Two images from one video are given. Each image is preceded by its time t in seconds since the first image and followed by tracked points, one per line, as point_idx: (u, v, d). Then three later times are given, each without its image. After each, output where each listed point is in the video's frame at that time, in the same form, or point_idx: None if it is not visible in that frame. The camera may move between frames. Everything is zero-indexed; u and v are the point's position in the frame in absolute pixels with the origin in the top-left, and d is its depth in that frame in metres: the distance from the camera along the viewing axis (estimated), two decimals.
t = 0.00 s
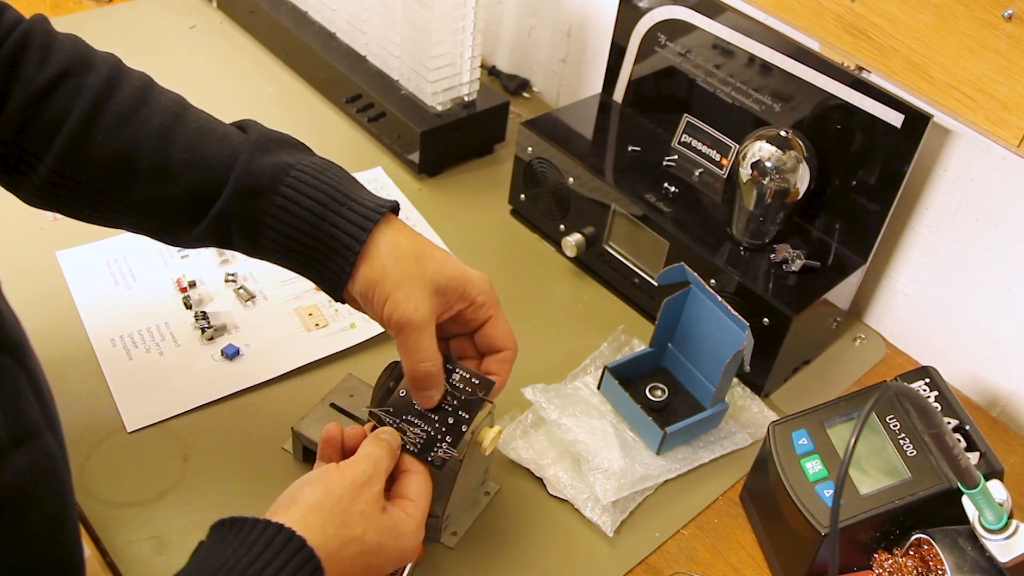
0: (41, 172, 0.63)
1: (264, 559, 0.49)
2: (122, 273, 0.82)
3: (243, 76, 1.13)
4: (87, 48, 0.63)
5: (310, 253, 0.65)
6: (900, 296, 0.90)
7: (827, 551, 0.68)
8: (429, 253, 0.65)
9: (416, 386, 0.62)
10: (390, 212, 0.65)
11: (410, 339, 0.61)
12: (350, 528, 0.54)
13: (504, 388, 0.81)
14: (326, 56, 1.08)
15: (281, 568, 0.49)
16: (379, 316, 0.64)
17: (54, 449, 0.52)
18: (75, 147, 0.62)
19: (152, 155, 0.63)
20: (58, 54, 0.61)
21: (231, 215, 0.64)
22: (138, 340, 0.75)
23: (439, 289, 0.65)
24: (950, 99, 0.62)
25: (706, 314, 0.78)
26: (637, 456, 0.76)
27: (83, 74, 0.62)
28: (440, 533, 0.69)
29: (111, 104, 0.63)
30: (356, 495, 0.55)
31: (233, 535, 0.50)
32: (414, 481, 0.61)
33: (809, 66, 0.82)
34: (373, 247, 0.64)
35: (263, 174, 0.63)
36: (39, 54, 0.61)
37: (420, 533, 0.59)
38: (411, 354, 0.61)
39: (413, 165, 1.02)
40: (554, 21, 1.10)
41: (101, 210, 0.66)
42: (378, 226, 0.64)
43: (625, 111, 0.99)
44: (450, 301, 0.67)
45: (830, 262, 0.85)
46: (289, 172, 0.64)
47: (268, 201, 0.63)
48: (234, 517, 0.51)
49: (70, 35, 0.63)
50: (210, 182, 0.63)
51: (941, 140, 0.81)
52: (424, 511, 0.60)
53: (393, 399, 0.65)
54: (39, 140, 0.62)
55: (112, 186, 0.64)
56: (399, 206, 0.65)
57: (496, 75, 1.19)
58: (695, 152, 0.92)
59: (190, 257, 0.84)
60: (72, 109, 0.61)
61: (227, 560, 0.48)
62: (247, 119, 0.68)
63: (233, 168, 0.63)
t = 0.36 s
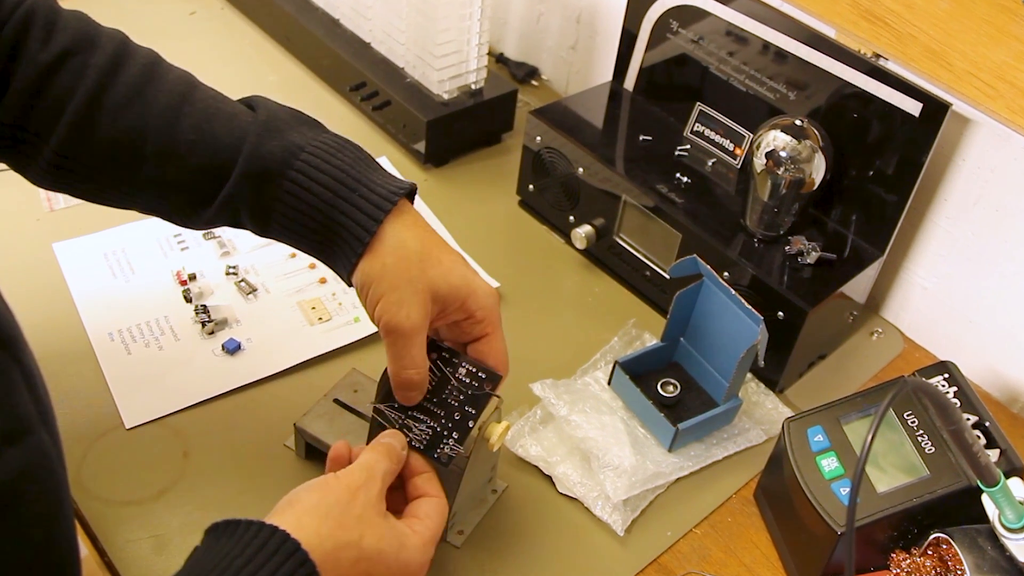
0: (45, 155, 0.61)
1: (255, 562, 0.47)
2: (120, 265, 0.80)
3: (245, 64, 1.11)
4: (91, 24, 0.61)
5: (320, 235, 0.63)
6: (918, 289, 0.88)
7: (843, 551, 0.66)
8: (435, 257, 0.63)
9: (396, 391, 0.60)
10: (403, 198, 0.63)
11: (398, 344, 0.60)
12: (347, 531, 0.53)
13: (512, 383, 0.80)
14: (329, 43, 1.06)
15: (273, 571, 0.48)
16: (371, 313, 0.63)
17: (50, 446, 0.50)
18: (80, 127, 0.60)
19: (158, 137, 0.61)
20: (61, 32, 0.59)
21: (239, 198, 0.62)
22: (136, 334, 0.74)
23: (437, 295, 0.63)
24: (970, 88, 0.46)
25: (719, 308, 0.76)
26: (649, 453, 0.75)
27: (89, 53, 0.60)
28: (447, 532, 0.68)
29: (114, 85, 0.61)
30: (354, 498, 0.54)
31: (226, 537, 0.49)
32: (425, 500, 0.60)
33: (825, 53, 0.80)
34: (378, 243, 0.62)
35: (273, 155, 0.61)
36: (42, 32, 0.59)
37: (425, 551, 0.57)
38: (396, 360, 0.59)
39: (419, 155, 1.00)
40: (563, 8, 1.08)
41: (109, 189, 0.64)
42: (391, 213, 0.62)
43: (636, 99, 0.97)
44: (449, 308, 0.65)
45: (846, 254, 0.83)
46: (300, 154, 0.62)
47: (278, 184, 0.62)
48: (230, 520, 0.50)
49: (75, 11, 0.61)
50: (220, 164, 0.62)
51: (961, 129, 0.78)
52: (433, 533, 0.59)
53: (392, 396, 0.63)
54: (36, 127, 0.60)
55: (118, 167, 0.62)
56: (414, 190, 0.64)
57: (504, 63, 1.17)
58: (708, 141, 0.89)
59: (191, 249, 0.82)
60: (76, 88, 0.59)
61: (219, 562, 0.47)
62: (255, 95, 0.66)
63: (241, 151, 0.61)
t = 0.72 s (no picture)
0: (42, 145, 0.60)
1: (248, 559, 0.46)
2: (118, 258, 0.79)
3: (247, 52, 1.09)
4: (91, 10, 0.59)
5: (325, 229, 0.62)
6: (936, 282, 0.85)
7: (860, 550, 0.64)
8: (443, 251, 0.61)
9: (398, 385, 0.59)
10: (412, 192, 0.62)
11: (405, 339, 0.58)
12: (341, 525, 0.51)
13: (520, 379, 0.78)
14: (333, 31, 1.04)
15: (267, 569, 0.46)
16: (375, 306, 0.61)
17: (46, 443, 0.49)
18: (80, 115, 0.59)
19: (159, 126, 0.59)
20: (60, 19, 0.58)
21: (242, 189, 0.61)
22: (135, 329, 0.73)
23: (445, 290, 0.61)
24: (988, 77, 0.40)
25: (733, 302, 0.74)
26: (660, 450, 0.73)
27: (88, 40, 0.58)
28: (453, 532, 0.66)
29: (114, 73, 0.59)
30: (349, 492, 0.53)
31: (221, 534, 0.48)
32: (434, 495, 0.59)
33: (841, 40, 0.77)
34: (383, 237, 0.60)
35: (276, 146, 0.59)
36: (40, 18, 0.57)
37: (428, 544, 0.56)
38: (402, 354, 0.58)
39: (425, 145, 0.98)
40: None
41: (107, 179, 0.62)
42: (398, 206, 0.60)
43: (647, 88, 0.95)
44: (456, 303, 0.63)
45: (863, 247, 0.80)
46: (305, 145, 0.60)
47: (282, 175, 0.60)
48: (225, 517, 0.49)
49: None
50: (222, 153, 0.60)
51: (982, 118, 0.76)
52: (438, 526, 0.57)
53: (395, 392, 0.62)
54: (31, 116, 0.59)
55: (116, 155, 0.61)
56: (423, 182, 0.62)
57: (512, 50, 1.14)
58: (722, 130, 0.87)
59: (191, 241, 0.81)
60: (76, 75, 0.58)
61: (211, 560, 0.46)
62: (258, 83, 0.64)
63: (245, 141, 0.60)
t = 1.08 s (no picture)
0: (34, 133, 0.58)
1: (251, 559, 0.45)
2: (117, 251, 0.78)
3: (250, 39, 1.08)
4: None
5: (320, 223, 0.60)
6: (953, 275, 0.83)
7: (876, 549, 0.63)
8: (440, 250, 0.59)
9: (398, 383, 0.59)
10: (408, 185, 0.60)
11: (400, 341, 0.58)
12: (345, 521, 0.50)
13: (528, 374, 0.76)
14: (336, 18, 1.03)
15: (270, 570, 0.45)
16: (372, 305, 0.60)
17: (43, 436, 0.48)
18: (67, 105, 0.57)
19: (150, 114, 0.58)
20: (49, 3, 0.56)
21: (235, 182, 0.59)
22: (133, 323, 0.72)
23: (443, 290, 0.60)
24: (1007, 63, 0.48)
25: (745, 296, 0.73)
26: (671, 447, 0.71)
27: (77, 25, 0.57)
28: (457, 528, 0.65)
29: (106, 59, 0.57)
30: (350, 488, 0.51)
31: (223, 535, 0.46)
32: (438, 491, 0.58)
33: (857, 28, 0.76)
34: (378, 236, 0.59)
35: (269, 138, 0.58)
36: (30, 3, 0.55)
37: (434, 540, 0.54)
38: (397, 355, 0.58)
39: (431, 134, 0.97)
40: None
41: (99, 169, 0.61)
42: (394, 201, 0.59)
43: (658, 76, 0.92)
44: (455, 302, 0.61)
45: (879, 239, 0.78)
46: (299, 136, 0.59)
47: (275, 169, 0.59)
48: (227, 517, 0.48)
49: None
50: (212, 145, 0.59)
51: (1002, 106, 0.74)
52: (444, 521, 0.56)
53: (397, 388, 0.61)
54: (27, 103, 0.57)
55: (108, 144, 0.59)
56: (421, 174, 0.61)
57: (520, 38, 1.13)
58: (733, 120, 0.85)
59: (191, 233, 0.79)
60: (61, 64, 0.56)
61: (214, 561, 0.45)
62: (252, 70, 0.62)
63: (236, 134, 0.58)
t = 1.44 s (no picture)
0: (32, 122, 0.57)
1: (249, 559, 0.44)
2: (115, 244, 0.77)
3: (252, 27, 1.06)
4: None
5: (328, 210, 0.59)
6: (970, 268, 0.81)
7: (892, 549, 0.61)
8: (451, 238, 0.58)
9: (404, 374, 0.57)
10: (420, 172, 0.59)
11: (408, 330, 0.56)
12: (344, 525, 0.48)
13: (535, 369, 0.75)
14: (340, 6, 1.01)
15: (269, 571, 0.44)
16: (377, 294, 0.58)
17: (38, 429, 0.46)
18: (69, 92, 0.56)
19: (154, 102, 0.57)
20: None
21: (241, 170, 0.58)
22: (131, 318, 0.71)
23: (453, 279, 0.58)
24: None
25: (758, 289, 0.71)
26: (682, 445, 0.70)
27: (79, 9, 0.55)
28: (462, 528, 0.63)
29: (108, 44, 0.56)
30: (350, 490, 0.50)
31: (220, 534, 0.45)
32: (441, 489, 0.56)
33: (872, 15, 0.74)
34: (389, 222, 0.57)
35: (278, 123, 0.57)
36: None
37: (436, 542, 0.53)
38: (405, 344, 0.56)
39: (436, 125, 0.95)
40: None
41: (100, 158, 0.60)
42: (407, 186, 0.58)
43: (668, 65, 0.90)
44: (465, 290, 0.60)
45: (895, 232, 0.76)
46: (308, 121, 0.57)
47: (283, 156, 0.57)
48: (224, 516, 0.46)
49: None
50: (219, 133, 0.57)
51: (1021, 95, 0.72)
52: (445, 522, 0.54)
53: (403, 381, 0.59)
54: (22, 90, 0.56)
55: (111, 132, 0.58)
56: (432, 161, 0.60)
57: (527, 26, 1.11)
58: (746, 110, 0.84)
59: (191, 226, 0.78)
60: (63, 49, 0.55)
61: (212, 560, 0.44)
62: (259, 57, 0.61)
63: (244, 119, 0.57)
